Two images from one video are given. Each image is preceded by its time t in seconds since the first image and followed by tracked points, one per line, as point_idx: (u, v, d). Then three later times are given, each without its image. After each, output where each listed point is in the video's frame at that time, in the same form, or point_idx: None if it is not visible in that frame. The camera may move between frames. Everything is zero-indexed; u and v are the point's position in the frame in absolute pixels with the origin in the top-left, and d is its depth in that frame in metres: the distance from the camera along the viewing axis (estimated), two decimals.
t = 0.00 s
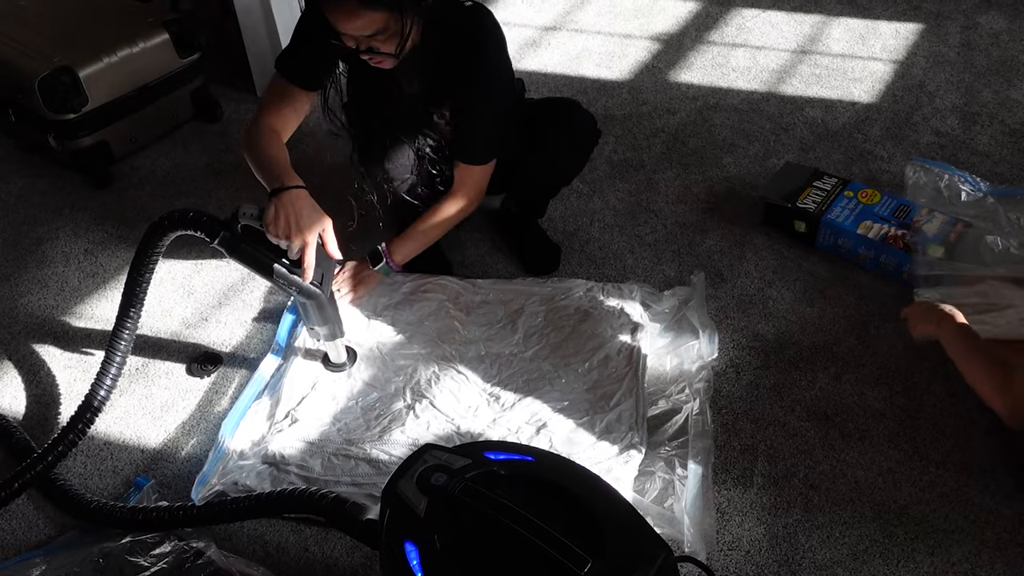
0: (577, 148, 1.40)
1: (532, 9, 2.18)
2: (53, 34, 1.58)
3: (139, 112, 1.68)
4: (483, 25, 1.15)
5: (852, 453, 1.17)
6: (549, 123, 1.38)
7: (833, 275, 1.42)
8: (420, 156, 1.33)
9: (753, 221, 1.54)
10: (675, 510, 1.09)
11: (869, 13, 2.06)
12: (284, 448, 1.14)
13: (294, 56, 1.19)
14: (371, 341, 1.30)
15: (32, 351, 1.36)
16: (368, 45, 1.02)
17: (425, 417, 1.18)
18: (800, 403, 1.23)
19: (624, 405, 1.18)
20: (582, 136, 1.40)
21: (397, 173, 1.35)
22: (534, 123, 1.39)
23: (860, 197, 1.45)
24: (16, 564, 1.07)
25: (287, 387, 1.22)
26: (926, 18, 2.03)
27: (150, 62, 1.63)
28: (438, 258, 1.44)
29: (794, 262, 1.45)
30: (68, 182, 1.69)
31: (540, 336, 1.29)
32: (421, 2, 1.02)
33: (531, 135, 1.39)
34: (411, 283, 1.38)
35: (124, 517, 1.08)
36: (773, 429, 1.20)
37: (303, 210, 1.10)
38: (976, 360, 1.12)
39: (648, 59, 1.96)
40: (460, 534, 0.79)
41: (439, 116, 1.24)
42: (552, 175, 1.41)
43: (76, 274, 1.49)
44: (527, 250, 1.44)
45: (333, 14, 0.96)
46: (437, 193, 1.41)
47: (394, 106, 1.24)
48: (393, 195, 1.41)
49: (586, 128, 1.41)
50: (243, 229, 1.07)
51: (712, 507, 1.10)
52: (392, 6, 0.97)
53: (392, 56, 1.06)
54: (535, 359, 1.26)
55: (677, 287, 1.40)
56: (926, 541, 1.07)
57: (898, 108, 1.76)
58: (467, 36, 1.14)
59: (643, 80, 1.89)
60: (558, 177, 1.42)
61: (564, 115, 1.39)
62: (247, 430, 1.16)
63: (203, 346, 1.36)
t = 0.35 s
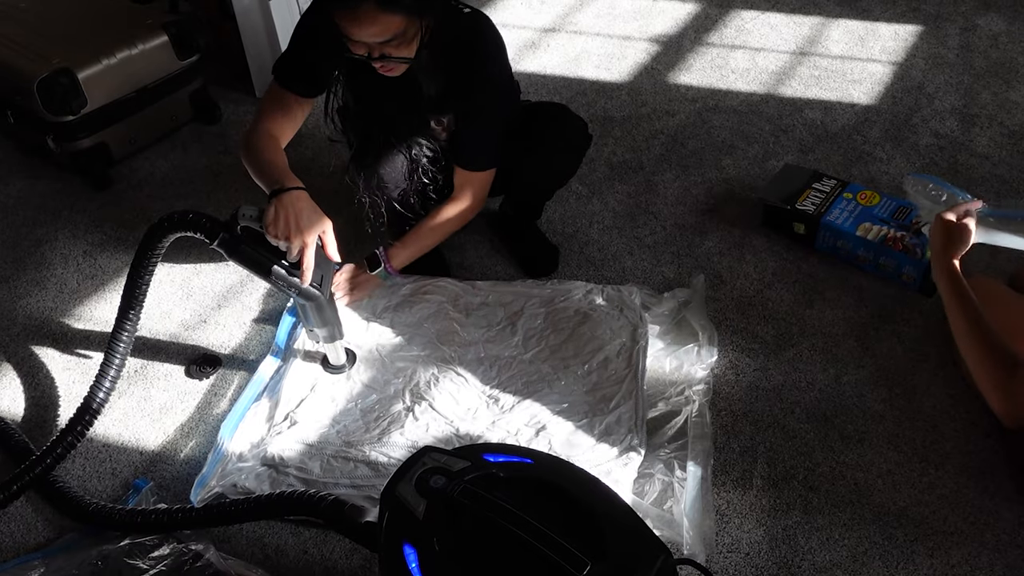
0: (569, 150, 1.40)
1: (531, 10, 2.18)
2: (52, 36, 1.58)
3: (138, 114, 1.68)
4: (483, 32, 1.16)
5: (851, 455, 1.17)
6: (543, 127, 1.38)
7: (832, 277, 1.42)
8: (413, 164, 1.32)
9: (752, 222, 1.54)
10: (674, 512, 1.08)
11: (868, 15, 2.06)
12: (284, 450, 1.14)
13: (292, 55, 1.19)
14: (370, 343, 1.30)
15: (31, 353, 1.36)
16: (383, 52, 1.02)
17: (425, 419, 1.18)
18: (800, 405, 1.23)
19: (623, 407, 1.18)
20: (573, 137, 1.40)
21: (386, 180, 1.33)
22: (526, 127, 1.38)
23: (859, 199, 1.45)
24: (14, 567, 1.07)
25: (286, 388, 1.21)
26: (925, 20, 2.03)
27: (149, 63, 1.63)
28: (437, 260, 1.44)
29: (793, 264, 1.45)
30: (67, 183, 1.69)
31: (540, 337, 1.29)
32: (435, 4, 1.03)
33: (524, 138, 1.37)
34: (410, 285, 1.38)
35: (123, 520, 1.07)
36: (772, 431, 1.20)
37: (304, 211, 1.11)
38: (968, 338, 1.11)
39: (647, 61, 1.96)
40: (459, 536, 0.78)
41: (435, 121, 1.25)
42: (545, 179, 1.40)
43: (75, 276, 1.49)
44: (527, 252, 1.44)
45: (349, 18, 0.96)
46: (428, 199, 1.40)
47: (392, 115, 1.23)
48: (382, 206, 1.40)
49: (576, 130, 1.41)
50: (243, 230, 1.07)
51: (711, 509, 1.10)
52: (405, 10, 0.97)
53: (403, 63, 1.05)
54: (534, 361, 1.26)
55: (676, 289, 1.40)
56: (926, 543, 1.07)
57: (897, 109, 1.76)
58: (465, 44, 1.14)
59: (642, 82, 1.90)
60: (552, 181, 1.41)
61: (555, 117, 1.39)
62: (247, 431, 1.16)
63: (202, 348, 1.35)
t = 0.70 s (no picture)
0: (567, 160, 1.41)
1: (529, 13, 2.18)
2: (51, 40, 1.59)
3: (137, 118, 1.68)
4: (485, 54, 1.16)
5: (848, 457, 1.17)
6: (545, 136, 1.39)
7: (829, 279, 1.43)
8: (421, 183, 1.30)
9: (749, 225, 1.54)
10: (672, 515, 1.09)
11: (865, 17, 2.07)
12: (282, 452, 1.14)
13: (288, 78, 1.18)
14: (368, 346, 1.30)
15: (30, 357, 1.36)
16: (409, 72, 0.99)
17: (423, 421, 1.18)
18: (797, 407, 1.24)
19: (621, 410, 1.18)
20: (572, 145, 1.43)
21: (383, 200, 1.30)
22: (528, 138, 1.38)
23: (856, 201, 1.45)
24: (13, 571, 1.07)
25: (285, 392, 1.22)
26: (922, 22, 2.03)
27: (148, 68, 1.63)
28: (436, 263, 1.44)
29: (791, 266, 1.46)
30: (66, 187, 1.69)
31: (538, 340, 1.30)
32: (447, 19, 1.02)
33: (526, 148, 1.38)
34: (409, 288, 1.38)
35: (122, 523, 1.08)
36: (770, 434, 1.20)
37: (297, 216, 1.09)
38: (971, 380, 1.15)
39: (645, 64, 1.97)
40: (457, 540, 0.78)
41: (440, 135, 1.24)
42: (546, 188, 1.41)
43: (74, 280, 1.49)
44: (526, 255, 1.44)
45: (374, 35, 0.94)
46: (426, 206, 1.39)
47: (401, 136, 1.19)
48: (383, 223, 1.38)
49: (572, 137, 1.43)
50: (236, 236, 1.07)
51: (708, 511, 1.11)
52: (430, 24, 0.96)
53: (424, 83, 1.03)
54: (532, 363, 1.26)
55: (674, 292, 1.40)
56: (923, 545, 1.07)
57: (894, 112, 1.77)
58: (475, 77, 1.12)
59: (640, 85, 1.90)
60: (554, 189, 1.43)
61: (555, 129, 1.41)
62: (246, 435, 1.16)
63: (200, 352, 1.36)
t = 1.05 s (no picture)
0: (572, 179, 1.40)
1: (529, 14, 2.18)
2: (51, 39, 1.59)
3: (137, 117, 1.69)
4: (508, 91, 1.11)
5: (846, 458, 1.17)
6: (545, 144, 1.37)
7: (828, 280, 1.43)
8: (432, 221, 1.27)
9: (748, 226, 1.54)
10: (670, 515, 1.09)
11: (864, 19, 2.07)
12: (280, 452, 1.14)
13: (300, 100, 1.13)
14: (366, 346, 1.30)
15: (29, 355, 1.37)
16: (443, 106, 0.95)
17: (422, 421, 1.18)
18: (795, 408, 1.24)
19: (619, 410, 1.19)
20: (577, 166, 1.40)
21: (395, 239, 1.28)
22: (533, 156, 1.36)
23: (854, 203, 1.45)
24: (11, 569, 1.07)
25: (284, 391, 1.22)
26: (921, 24, 2.04)
27: (149, 67, 1.64)
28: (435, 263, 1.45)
29: (789, 267, 1.46)
30: (65, 186, 1.69)
31: (537, 340, 1.30)
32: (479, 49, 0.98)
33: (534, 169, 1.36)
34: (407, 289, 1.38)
35: (120, 522, 1.08)
36: (768, 435, 1.20)
37: (289, 211, 1.06)
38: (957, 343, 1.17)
39: (644, 65, 1.97)
40: (455, 540, 0.78)
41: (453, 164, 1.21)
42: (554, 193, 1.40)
43: (73, 279, 1.49)
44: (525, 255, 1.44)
45: (411, 69, 0.89)
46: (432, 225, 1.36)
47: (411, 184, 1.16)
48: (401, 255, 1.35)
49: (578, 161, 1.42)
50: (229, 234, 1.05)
51: (706, 512, 1.11)
52: (466, 52, 0.92)
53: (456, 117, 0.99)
54: (532, 364, 1.27)
55: (672, 292, 1.41)
56: (920, 545, 1.07)
57: (893, 113, 1.77)
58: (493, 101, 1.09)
59: (639, 86, 1.90)
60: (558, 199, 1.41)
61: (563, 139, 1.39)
62: (244, 434, 1.16)
63: (199, 351, 1.36)
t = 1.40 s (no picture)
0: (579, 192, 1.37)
1: (528, 15, 2.19)
2: (50, 42, 1.59)
3: (137, 119, 1.69)
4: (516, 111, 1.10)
5: (845, 458, 1.17)
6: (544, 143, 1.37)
7: (827, 281, 1.43)
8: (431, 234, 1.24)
9: (747, 227, 1.55)
10: (670, 515, 1.09)
11: (862, 21, 2.07)
12: (280, 453, 1.14)
13: (300, 118, 1.10)
14: (365, 347, 1.30)
15: (29, 357, 1.37)
16: (440, 131, 0.94)
17: (421, 421, 1.18)
18: (794, 408, 1.24)
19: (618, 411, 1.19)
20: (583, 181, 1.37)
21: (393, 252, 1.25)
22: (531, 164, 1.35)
23: (853, 203, 1.46)
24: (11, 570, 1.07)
25: (283, 393, 1.22)
26: (919, 26, 2.04)
27: (148, 69, 1.64)
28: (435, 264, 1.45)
29: (789, 268, 1.46)
30: (65, 188, 1.69)
31: (536, 341, 1.30)
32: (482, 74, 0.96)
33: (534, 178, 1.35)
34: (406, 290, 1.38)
35: (120, 523, 1.08)
36: (767, 435, 1.21)
37: (290, 217, 1.06)
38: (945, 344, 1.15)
39: (643, 66, 1.97)
40: (455, 540, 0.79)
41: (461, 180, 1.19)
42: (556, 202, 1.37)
43: (72, 281, 1.49)
44: (525, 256, 1.44)
45: (405, 94, 0.88)
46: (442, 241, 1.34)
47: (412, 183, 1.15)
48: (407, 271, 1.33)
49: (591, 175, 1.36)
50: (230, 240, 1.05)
51: (706, 512, 1.11)
52: (465, 78, 0.90)
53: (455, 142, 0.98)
54: (531, 365, 1.27)
55: (671, 293, 1.41)
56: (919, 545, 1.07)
57: (891, 115, 1.77)
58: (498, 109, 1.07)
59: (638, 87, 1.91)
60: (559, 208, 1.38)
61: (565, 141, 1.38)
62: (244, 435, 1.16)
63: (198, 353, 1.36)
